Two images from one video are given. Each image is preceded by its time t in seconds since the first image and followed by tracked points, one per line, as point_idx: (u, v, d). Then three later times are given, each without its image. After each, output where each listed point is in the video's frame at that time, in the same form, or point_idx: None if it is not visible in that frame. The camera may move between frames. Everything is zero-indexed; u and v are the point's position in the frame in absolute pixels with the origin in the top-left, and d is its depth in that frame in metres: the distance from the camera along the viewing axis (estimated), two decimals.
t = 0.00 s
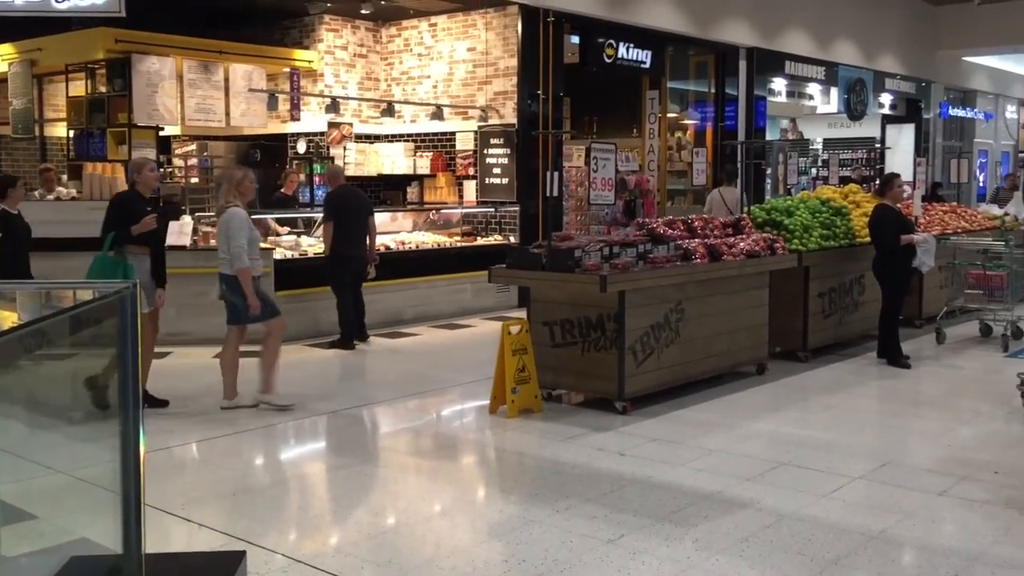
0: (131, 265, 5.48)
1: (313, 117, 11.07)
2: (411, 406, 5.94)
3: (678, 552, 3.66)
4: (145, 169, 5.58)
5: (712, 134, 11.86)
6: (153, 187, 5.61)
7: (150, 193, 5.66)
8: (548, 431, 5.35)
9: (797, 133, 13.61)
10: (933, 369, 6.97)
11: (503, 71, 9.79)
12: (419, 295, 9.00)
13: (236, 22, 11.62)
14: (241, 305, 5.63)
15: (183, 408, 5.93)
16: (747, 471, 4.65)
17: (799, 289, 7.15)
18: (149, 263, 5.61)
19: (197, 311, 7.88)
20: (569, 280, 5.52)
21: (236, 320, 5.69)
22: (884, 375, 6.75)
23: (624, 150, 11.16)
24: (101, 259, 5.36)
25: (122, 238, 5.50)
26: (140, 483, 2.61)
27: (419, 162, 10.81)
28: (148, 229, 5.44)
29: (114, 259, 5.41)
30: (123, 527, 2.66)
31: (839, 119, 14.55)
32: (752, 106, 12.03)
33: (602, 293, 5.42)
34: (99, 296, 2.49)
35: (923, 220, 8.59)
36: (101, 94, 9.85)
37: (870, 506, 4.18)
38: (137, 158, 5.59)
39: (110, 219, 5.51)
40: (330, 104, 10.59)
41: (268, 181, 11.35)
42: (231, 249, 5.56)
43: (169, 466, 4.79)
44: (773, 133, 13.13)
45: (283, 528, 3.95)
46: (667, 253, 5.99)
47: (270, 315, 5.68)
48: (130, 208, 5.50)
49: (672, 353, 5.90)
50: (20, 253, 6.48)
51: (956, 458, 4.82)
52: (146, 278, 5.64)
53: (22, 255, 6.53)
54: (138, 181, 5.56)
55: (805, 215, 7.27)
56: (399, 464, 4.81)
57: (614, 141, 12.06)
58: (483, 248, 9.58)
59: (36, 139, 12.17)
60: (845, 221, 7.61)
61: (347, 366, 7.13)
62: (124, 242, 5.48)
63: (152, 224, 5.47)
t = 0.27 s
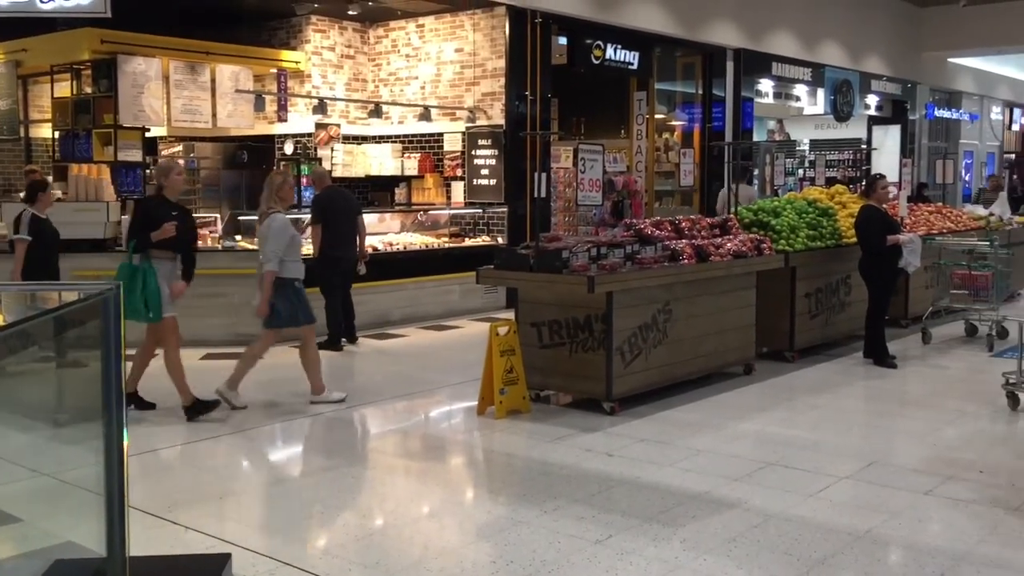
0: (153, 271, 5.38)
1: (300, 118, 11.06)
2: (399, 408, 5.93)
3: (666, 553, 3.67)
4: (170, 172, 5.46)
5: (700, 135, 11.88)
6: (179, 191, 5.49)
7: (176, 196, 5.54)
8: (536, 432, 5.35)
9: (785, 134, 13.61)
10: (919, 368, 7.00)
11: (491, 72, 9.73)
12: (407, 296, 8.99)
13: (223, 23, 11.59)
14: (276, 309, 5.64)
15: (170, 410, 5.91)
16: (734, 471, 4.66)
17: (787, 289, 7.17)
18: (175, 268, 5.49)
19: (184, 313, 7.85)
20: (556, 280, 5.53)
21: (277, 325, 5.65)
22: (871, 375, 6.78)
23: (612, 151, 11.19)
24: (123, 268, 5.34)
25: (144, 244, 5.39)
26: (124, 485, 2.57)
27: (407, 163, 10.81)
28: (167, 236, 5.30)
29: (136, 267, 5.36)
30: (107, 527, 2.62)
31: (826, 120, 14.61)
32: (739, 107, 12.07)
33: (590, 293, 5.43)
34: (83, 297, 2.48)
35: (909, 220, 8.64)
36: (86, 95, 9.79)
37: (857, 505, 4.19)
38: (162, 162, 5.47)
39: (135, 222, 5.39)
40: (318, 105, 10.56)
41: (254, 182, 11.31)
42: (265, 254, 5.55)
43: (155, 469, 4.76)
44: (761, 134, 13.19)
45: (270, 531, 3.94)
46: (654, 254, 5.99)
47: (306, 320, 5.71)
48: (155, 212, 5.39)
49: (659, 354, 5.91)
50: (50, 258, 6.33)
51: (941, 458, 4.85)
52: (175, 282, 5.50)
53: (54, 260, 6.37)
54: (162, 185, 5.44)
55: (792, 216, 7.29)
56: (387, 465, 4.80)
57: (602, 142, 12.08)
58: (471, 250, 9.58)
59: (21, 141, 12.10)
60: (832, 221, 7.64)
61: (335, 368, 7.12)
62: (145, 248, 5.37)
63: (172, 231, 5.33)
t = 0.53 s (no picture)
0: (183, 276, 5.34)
1: (292, 119, 11.04)
2: (392, 408, 5.92)
3: (658, 553, 3.67)
4: (202, 173, 5.40)
5: (692, 135, 11.88)
6: (211, 192, 5.42)
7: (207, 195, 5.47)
8: (528, 433, 5.35)
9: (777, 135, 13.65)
10: (910, 368, 7.03)
11: (483, 73, 9.81)
12: (399, 297, 8.97)
13: (214, 23, 11.56)
14: (317, 303, 5.76)
15: (161, 412, 5.89)
16: (726, 471, 4.67)
17: (778, 289, 7.19)
18: (207, 269, 5.44)
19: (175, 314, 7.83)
20: (548, 282, 5.53)
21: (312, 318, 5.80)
22: (862, 375, 6.80)
23: (603, 152, 11.19)
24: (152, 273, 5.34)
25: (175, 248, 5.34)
26: (113, 487, 2.61)
27: (399, 163, 10.78)
28: (199, 241, 5.28)
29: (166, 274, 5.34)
30: (95, 529, 2.66)
31: (817, 120, 14.64)
32: (730, 107, 12.08)
33: (582, 294, 5.43)
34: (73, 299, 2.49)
35: (900, 221, 8.66)
36: (76, 96, 9.76)
37: (848, 505, 4.20)
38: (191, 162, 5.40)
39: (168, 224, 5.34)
40: (310, 105, 10.54)
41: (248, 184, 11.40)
42: (315, 246, 5.69)
43: (147, 470, 4.75)
44: (752, 135, 13.24)
45: (263, 532, 3.93)
46: (646, 254, 6.00)
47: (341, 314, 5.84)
48: (186, 214, 5.33)
49: (652, 354, 5.91)
50: (75, 254, 6.32)
51: (933, 457, 4.86)
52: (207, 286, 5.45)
53: (79, 256, 6.36)
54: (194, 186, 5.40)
55: (784, 217, 7.31)
56: (380, 466, 4.79)
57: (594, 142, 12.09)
58: (463, 250, 9.57)
59: (10, 141, 12.06)
60: (823, 222, 7.66)
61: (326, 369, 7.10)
62: (177, 252, 5.33)
63: (203, 234, 5.29)
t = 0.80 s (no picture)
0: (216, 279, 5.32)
1: (285, 119, 11.03)
2: (385, 409, 5.92)
3: (652, 553, 3.67)
4: (241, 177, 5.39)
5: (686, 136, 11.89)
6: (249, 197, 5.42)
7: (244, 199, 5.47)
8: (522, 433, 5.35)
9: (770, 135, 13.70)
10: (903, 368, 7.04)
11: (477, 73, 9.71)
12: (392, 297, 8.96)
13: (206, 23, 11.54)
14: (355, 307, 5.82)
15: (154, 413, 5.87)
16: (720, 471, 4.68)
17: (771, 289, 7.20)
18: (241, 274, 5.42)
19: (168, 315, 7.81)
20: (542, 282, 5.53)
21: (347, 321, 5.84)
22: (855, 375, 6.81)
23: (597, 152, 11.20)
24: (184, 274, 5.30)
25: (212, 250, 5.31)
26: (106, 490, 2.55)
27: (392, 164, 10.76)
28: (239, 247, 5.24)
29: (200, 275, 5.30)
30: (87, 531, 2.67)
31: (810, 121, 14.66)
32: (723, 108, 12.09)
33: (575, 294, 5.43)
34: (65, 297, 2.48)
35: (892, 221, 8.68)
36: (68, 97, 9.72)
37: (841, 504, 4.21)
38: (230, 165, 5.38)
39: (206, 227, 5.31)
40: (302, 106, 10.52)
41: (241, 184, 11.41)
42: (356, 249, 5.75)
43: (139, 471, 4.74)
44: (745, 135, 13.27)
45: (256, 533, 3.93)
46: (640, 254, 6.00)
47: (376, 318, 5.92)
48: (225, 218, 5.32)
49: (645, 354, 5.92)
50: (106, 254, 6.62)
51: (925, 457, 4.87)
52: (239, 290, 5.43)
53: (109, 257, 6.65)
54: (232, 190, 5.40)
55: (776, 217, 7.32)
56: (373, 467, 4.79)
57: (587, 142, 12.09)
58: (456, 251, 9.57)
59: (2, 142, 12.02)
60: (815, 222, 7.67)
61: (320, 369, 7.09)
62: (213, 254, 5.30)
63: (242, 240, 5.25)
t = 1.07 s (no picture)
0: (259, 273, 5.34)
1: (274, 119, 11.01)
2: (377, 410, 5.91)
3: (642, 552, 3.68)
4: (279, 176, 5.47)
5: (676, 136, 11.90)
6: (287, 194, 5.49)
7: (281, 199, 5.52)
8: (513, 433, 5.35)
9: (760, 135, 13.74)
10: (892, 367, 7.07)
11: (466, 73, 9.74)
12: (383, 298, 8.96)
13: (195, 24, 11.51)
14: (389, 301, 5.93)
15: (144, 414, 5.85)
16: (710, 471, 4.69)
17: (762, 288, 7.22)
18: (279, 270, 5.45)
19: (157, 316, 7.79)
20: (533, 282, 5.53)
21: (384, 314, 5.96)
22: (845, 374, 6.83)
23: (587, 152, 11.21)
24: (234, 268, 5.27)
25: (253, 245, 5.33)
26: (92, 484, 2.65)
27: (382, 164, 10.75)
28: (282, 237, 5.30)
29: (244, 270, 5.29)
30: (75, 534, 2.67)
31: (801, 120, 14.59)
32: (713, 107, 12.11)
33: (565, 294, 5.43)
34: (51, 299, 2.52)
35: (882, 220, 8.71)
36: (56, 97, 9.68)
37: (831, 503, 4.23)
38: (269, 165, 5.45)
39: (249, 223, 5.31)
40: (292, 106, 10.51)
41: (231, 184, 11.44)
42: (373, 248, 5.88)
43: (130, 473, 4.73)
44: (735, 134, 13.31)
45: (246, 534, 3.92)
46: (630, 254, 6.01)
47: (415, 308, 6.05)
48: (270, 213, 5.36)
49: (636, 354, 5.93)
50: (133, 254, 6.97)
51: (914, 455, 4.89)
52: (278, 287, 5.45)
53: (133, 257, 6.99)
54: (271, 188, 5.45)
55: (766, 216, 7.33)
56: (364, 468, 4.78)
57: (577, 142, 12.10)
58: (447, 251, 9.57)
59: None
60: (805, 221, 7.69)
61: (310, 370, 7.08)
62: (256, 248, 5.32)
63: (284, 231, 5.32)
